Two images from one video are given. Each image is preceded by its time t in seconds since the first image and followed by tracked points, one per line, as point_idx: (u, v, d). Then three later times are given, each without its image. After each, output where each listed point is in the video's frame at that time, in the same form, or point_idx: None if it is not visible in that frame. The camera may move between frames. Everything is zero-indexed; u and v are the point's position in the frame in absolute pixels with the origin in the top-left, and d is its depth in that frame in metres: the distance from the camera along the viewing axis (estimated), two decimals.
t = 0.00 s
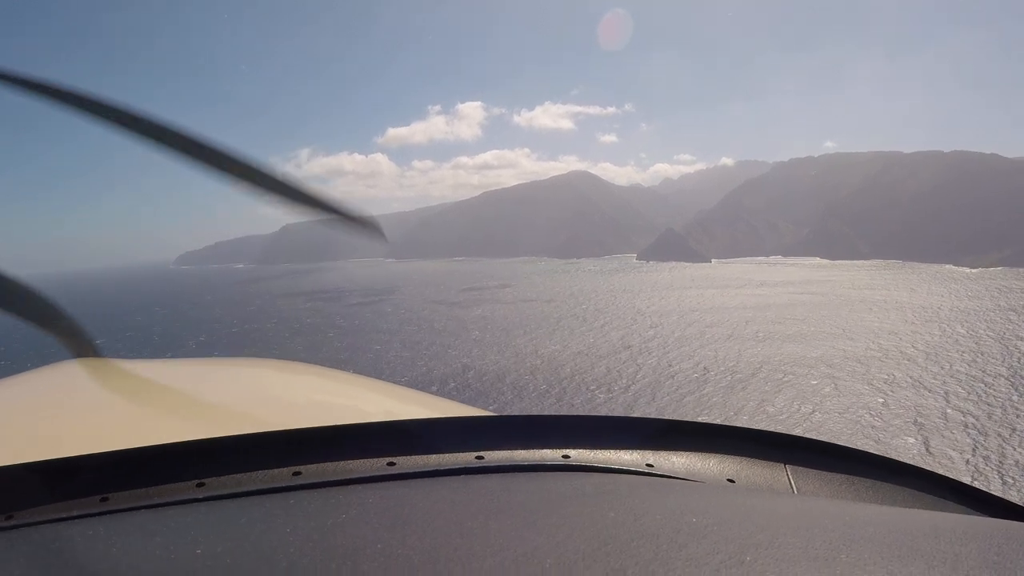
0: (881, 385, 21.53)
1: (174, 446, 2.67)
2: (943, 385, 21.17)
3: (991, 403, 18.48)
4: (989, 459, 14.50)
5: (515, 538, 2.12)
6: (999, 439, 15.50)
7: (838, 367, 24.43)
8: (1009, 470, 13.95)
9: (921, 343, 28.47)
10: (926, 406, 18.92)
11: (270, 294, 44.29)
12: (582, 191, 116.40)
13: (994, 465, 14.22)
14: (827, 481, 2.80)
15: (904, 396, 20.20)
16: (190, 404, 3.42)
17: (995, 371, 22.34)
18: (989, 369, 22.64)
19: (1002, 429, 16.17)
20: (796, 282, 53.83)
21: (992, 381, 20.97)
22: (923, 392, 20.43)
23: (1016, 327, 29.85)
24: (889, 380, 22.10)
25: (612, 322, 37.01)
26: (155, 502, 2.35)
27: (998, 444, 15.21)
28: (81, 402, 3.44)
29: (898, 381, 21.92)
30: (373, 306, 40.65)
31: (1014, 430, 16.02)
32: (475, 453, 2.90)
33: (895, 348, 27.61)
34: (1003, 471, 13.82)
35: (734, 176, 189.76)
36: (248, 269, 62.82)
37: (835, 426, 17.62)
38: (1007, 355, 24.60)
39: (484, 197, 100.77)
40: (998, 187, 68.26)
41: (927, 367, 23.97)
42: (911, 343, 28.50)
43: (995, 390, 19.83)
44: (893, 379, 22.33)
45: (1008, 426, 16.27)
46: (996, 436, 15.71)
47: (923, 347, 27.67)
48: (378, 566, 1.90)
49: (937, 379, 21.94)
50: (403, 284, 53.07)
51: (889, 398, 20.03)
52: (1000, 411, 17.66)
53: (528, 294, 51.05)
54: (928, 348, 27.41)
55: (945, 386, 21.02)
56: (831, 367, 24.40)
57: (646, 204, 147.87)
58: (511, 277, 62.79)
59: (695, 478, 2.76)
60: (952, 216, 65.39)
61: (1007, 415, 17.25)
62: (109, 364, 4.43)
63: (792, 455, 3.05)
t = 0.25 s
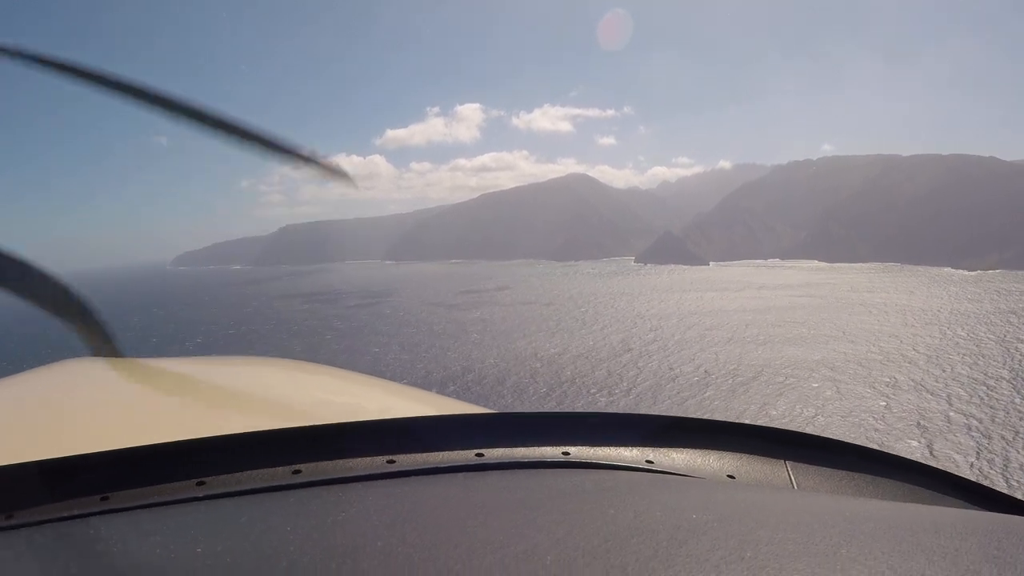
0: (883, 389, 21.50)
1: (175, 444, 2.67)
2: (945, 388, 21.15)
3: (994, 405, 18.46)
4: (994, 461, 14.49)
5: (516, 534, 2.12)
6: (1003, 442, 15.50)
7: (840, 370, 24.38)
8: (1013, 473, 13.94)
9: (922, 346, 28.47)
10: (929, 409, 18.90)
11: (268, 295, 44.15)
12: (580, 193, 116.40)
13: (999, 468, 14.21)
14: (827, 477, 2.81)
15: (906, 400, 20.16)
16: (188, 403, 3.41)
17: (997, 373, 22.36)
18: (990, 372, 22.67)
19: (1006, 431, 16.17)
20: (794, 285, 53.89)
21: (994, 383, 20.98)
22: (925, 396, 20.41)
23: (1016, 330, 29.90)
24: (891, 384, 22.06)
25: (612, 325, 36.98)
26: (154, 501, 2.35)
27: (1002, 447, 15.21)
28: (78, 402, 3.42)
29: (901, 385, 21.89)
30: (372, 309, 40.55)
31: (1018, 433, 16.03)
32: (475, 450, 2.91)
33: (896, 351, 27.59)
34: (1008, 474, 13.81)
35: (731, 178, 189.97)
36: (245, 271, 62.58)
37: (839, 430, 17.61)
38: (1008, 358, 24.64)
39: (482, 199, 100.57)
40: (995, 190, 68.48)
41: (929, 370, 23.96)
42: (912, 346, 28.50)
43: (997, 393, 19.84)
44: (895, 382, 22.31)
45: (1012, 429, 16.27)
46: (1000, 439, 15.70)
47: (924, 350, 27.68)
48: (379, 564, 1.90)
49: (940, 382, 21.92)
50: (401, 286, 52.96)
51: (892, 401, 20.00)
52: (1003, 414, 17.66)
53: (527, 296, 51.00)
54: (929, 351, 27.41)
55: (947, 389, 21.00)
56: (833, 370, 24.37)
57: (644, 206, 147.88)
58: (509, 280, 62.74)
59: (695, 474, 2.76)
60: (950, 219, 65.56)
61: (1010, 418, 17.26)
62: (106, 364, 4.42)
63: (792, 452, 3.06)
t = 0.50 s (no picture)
0: (886, 394, 21.45)
1: (175, 443, 2.67)
2: (948, 393, 21.12)
3: (997, 410, 18.44)
4: (998, 467, 14.47)
5: (516, 531, 2.12)
6: (1007, 447, 15.49)
7: (842, 375, 24.34)
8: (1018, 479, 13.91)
9: (924, 351, 28.43)
10: (932, 414, 18.85)
11: (265, 298, 43.98)
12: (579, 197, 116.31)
13: (1003, 473, 14.18)
14: (829, 474, 2.80)
15: (909, 405, 20.12)
16: (188, 401, 3.42)
17: (999, 378, 22.35)
18: (993, 376, 22.66)
19: (1010, 436, 16.15)
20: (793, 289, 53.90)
21: (997, 388, 20.97)
22: (928, 401, 20.36)
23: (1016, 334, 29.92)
24: (894, 389, 22.00)
25: (612, 329, 36.94)
26: (154, 500, 2.35)
27: (1007, 453, 15.18)
28: (77, 401, 3.42)
29: (904, 391, 21.83)
30: (371, 312, 40.47)
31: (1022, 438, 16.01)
32: (474, 448, 2.91)
33: (898, 356, 27.55)
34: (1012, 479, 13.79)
35: (729, 182, 190.30)
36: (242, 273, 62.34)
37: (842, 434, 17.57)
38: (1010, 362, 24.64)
39: (481, 202, 100.48)
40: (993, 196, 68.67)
41: (931, 374, 23.94)
42: (912, 350, 28.51)
43: (1001, 398, 19.83)
44: (897, 387, 22.25)
45: (1017, 434, 16.24)
46: (1004, 444, 15.69)
47: (926, 355, 27.66)
48: (379, 562, 1.90)
49: (943, 387, 21.87)
50: (399, 289, 52.83)
51: (895, 407, 19.94)
52: (1007, 419, 17.64)
53: (525, 300, 50.94)
54: (931, 355, 27.38)
55: (950, 394, 20.95)
56: (835, 375, 24.32)
57: (642, 209, 147.89)
58: (507, 283, 62.66)
59: (695, 472, 2.76)
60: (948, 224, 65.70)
61: (1013, 423, 17.26)
62: (104, 364, 4.41)
63: (792, 450, 3.06)
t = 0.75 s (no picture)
0: (889, 399, 21.40)
1: (172, 444, 2.66)
2: (950, 398, 21.06)
3: (1001, 417, 18.41)
4: (1003, 474, 14.44)
5: (515, 534, 2.12)
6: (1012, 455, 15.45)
7: (844, 380, 24.28)
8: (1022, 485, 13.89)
9: (925, 356, 28.39)
10: (935, 420, 18.80)
11: (262, 300, 43.83)
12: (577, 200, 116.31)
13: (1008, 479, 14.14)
14: (823, 475, 2.82)
15: (913, 411, 20.07)
16: (185, 402, 3.41)
17: (1001, 384, 22.33)
18: (994, 382, 22.65)
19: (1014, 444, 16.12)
20: (791, 293, 53.94)
21: (1000, 394, 20.94)
22: (931, 407, 20.30)
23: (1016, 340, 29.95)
24: (897, 395, 21.93)
25: (612, 333, 36.89)
26: (151, 500, 2.34)
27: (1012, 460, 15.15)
28: (74, 402, 3.41)
29: (907, 396, 21.76)
30: (370, 315, 40.38)
31: None
32: (471, 449, 2.91)
33: (900, 361, 27.51)
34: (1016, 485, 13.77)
35: (727, 187, 190.72)
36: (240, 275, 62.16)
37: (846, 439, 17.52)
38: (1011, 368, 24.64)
39: (480, 206, 100.49)
40: (992, 201, 68.87)
41: (933, 380, 23.89)
42: (914, 355, 28.47)
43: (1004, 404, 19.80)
44: (900, 392, 22.18)
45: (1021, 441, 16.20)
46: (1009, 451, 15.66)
47: (927, 360, 27.63)
48: (375, 566, 1.89)
49: (946, 392, 21.81)
50: (397, 292, 52.74)
51: (898, 412, 19.87)
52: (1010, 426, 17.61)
53: (524, 303, 50.90)
54: (932, 361, 27.35)
55: (952, 399, 20.89)
56: (837, 380, 24.26)
57: (641, 213, 147.99)
58: (506, 287, 62.62)
59: (692, 473, 2.75)
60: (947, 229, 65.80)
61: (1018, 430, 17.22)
62: (102, 364, 4.41)
63: (789, 451, 3.06)
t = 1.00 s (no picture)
0: (893, 406, 21.32)
1: (169, 444, 2.66)
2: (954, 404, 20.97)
3: (1005, 424, 18.33)
4: (1009, 480, 14.36)
5: (510, 536, 2.12)
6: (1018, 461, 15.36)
7: (847, 386, 24.22)
8: None
9: (927, 362, 28.32)
10: (940, 425, 18.72)
11: (263, 302, 43.81)
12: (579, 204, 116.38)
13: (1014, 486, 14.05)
14: (820, 479, 2.83)
15: (917, 417, 19.99)
16: (184, 402, 3.41)
17: (1006, 391, 22.23)
18: (999, 389, 22.55)
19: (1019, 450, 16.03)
20: (793, 299, 53.89)
21: (1005, 401, 20.84)
22: (935, 413, 20.21)
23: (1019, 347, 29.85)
24: (901, 401, 21.84)
25: (613, 338, 36.83)
26: (149, 501, 2.34)
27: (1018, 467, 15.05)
28: (71, 401, 3.41)
29: (911, 403, 21.68)
30: (370, 318, 40.35)
31: None
32: (467, 451, 2.91)
33: (903, 367, 27.45)
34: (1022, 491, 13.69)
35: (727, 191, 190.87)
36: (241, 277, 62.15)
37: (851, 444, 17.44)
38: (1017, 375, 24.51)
39: (480, 209, 100.49)
40: (994, 207, 68.80)
41: (936, 386, 23.83)
42: (917, 362, 28.39)
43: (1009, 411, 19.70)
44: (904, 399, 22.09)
45: None
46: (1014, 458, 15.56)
47: (930, 366, 27.55)
48: (371, 566, 1.89)
49: (950, 398, 21.72)
50: (397, 295, 52.68)
51: (903, 418, 19.79)
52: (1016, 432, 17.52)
53: (524, 307, 50.87)
54: (936, 367, 27.30)
55: (957, 405, 20.80)
56: (841, 386, 24.19)
57: (642, 217, 148.06)
58: (507, 290, 62.56)
59: (688, 476, 2.76)
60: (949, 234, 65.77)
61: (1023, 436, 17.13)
62: (100, 363, 4.40)
63: (786, 455, 3.06)
